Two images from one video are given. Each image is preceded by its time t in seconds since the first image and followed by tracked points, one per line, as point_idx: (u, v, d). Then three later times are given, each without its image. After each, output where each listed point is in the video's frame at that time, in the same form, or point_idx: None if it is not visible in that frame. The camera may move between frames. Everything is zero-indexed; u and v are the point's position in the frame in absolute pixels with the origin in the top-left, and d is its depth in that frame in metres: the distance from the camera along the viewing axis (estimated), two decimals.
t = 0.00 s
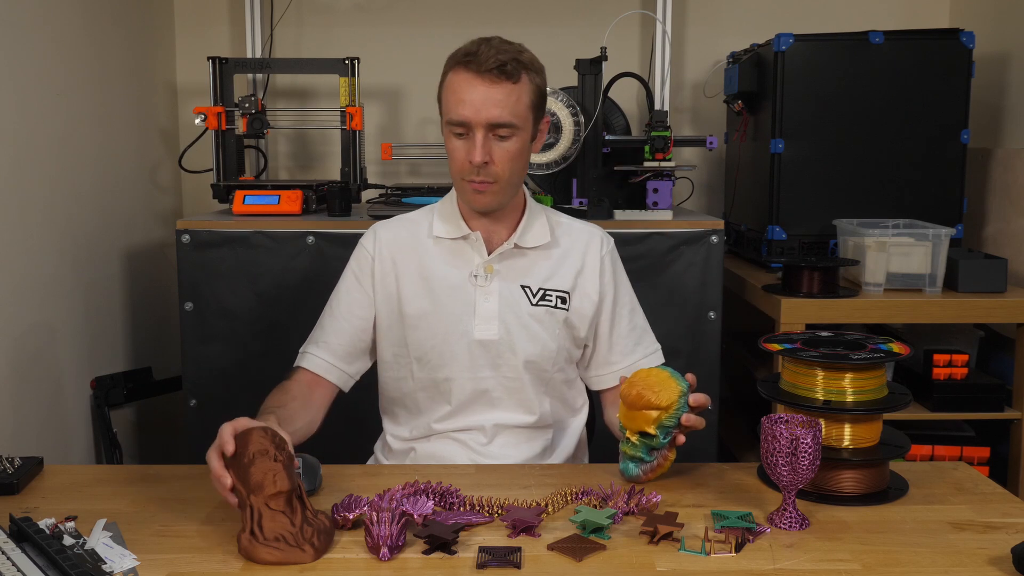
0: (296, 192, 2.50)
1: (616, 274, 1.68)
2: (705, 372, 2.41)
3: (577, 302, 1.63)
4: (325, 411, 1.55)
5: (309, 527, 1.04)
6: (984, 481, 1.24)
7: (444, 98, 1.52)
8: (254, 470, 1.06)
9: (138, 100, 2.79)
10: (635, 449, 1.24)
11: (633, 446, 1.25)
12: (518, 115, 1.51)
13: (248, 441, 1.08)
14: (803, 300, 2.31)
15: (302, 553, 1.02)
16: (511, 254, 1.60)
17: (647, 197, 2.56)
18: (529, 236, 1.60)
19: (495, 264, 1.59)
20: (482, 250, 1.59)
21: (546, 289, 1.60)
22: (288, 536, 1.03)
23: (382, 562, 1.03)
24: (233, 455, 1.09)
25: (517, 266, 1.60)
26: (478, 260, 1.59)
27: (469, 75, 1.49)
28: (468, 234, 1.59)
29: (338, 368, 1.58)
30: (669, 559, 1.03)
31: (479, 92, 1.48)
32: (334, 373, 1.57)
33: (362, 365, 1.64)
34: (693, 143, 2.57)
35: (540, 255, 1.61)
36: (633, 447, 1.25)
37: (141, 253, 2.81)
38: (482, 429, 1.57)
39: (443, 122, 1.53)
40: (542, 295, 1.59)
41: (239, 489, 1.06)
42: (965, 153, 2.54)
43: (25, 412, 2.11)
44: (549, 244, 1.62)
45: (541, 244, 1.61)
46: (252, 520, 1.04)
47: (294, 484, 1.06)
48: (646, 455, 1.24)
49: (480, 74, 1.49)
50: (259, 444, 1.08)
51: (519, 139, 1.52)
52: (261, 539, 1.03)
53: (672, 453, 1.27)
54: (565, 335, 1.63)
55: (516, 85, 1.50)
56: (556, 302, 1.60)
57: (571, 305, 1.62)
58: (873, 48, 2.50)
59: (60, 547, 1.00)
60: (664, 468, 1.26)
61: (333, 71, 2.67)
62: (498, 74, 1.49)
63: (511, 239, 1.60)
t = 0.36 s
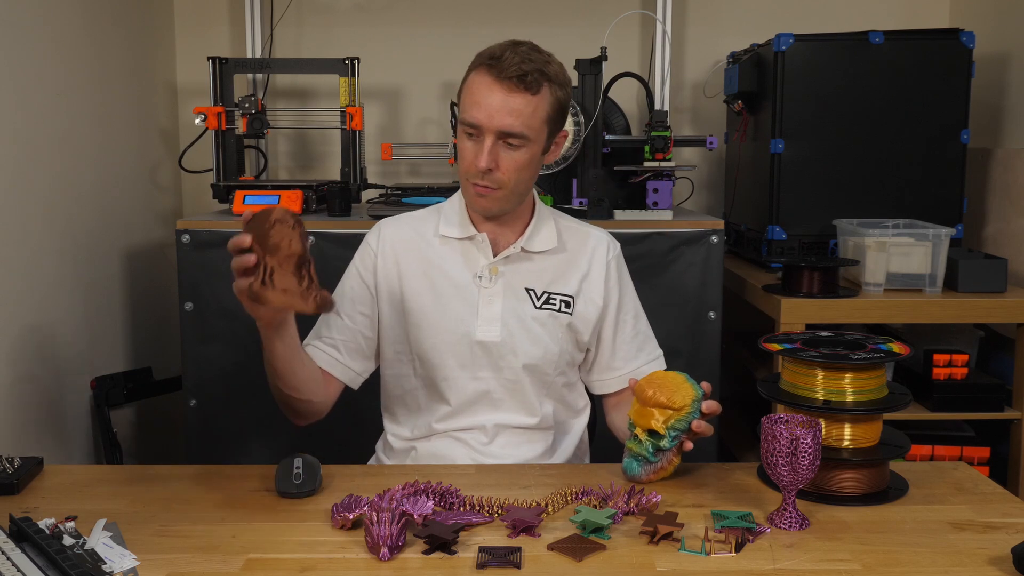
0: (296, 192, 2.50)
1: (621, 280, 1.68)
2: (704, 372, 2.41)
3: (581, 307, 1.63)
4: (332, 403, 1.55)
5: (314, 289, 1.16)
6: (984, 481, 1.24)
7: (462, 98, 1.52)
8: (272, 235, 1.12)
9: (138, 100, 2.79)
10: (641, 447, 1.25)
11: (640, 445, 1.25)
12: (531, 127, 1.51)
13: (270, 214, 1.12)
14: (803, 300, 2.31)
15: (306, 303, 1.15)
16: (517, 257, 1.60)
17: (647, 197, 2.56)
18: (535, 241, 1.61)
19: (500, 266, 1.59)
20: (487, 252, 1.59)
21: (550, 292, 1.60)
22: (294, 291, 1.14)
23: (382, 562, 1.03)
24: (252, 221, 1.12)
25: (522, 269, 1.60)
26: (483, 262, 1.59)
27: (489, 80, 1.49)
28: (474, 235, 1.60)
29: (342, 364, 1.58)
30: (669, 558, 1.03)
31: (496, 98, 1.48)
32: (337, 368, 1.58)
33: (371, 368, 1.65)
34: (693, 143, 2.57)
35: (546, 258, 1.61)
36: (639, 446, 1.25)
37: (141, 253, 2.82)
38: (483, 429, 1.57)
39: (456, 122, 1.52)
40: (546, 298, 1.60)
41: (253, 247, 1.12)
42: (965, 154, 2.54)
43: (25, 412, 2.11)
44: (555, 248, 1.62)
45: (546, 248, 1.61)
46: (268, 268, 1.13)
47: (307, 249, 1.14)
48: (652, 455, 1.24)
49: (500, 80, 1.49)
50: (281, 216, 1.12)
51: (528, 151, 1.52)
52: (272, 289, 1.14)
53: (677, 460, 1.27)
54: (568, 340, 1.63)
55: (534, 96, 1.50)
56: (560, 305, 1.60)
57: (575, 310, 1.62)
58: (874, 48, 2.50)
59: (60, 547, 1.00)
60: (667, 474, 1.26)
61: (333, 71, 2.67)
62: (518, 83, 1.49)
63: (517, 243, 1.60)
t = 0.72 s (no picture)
0: (296, 192, 2.50)
1: (622, 280, 1.68)
2: (704, 372, 2.41)
3: (582, 307, 1.63)
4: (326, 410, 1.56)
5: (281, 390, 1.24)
6: (984, 481, 1.24)
7: (465, 100, 1.52)
8: (242, 338, 1.17)
9: (138, 100, 2.79)
10: (647, 447, 1.24)
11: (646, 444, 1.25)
12: (537, 126, 1.51)
13: (241, 308, 1.18)
14: (803, 300, 2.31)
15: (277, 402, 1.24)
16: (518, 258, 1.60)
17: (647, 197, 2.56)
18: (537, 241, 1.60)
19: (502, 267, 1.59)
20: (489, 253, 1.59)
21: (551, 293, 1.60)
22: (264, 391, 1.22)
23: (382, 562, 1.03)
24: (223, 315, 1.17)
25: (523, 270, 1.59)
26: (485, 262, 1.59)
27: (492, 81, 1.48)
28: (475, 235, 1.59)
29: (343, 366, 1.59)
30: (669, 558, 1.03)
31: (501, 100, 1.47)
32: (338, 370, 1.59)
33: (374, 370, 1.66)
34: (693, 143, 2.57)
35: (547, 259, 1.61)
36: (645, 445, 1.25)
37: (141, 253, 2.82)
38: (484, 428, 1.57)
39: (461, 125, 1.52)
40: (547, 299, 1.60)
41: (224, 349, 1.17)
42: (965, 154, 2.54)
43: (25, 412, 2.11)
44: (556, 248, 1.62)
45: (548, 248, 1.61)
46: (233, 377, 1.19)
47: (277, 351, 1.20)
48: (656, 455, 1.23)
49: (503, 81, 1.48)
50: (250, 311, 1.18)
51: (535, 150, 1.52)
52: (236, 398, 1.20)
53: (681, 464, 1.26)
54: (569, 340, 1.62)
55: (539, 95, 1.50)
56: (561, 306, 1.60)
57: (576, 310, 1.62)
58: (874, 48, 2.50)
59: (60, 547, 1.00)
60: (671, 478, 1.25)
61: (333, 71, 2.66)
62: (522, 83, 1.48)
63: (519, 243, 1.60)
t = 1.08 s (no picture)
0: (296, 192, 2.50)
1: (617, 275, 1.68)
2: (704, 372, 2.41)
3: (579, 304, 1.63)
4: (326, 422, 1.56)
5: (268, 502, 1.08)
6: (984, 481, 1.24)
7: (442, 112, 1.49)
8: (218, 446, 1.07)
9: (138, 100, 2.79)
10: (653, 445, 1.24)
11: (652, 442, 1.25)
12: (519, 129, 1.49)
13: (218, 417, 1.09)
14: (803, 300, 2.31)
15: (261, 526, 1.07)
16: (512, 259, 1.59)
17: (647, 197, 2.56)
18: (531, 240, 1.60)
19: (496, 269, 1.59)
20: (482, 255, 1.58)
21: (547, 292, 1.60)
22: (247, 510, 1.07)
23: (382, 562, 1.03)
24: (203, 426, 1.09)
25: (518, 270, 1.59)
26: (479, 265, 1.59)
27: (467, 91, 1.46)
28: (468, 239, 1.59)
29: (343, 377, 1.60)
30: (669, 559, 1.03)
31: (478, 108, 1.45)
32: (338, 382, 1.59)
33: (377, 380, 1.66)
34: (693, 143, 2.57)
35: (542, 258, 1.61)
36: (651, 443, 1.25)
37: (141, 253, 2.82)
38: (483, 430, 1.58)
39: (442, 136, 1.50)
40: (543, 298, 1.60)
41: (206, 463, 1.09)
42: (965, 153, 2.54)
43: (25, 412, 2.11)
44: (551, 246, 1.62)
45: (543, 247, 1.61)
46: (218, 491, 1.09)
47: (258, 460, 1.09)
48: (661, 454, 1.23)
49: (479, 89, 1.45)
50: (228, 420, 1.08)
51: (519, 152, 1.50)
52: (222, 513, 1.07)
53: (686, 464, 1.26)
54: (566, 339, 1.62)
55: (516, 98, 1.47)
56: (557, 305, 1.60)
57: (573, 308, 1.62)
58: (873, 48, 2.50)
59: (60, 547, 1.00)
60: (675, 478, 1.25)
61: (333, 71, 2.66)
62: (498, 89, 1.46)
63: (512, 244, 1.60)
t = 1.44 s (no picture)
0: (296, 192, 2.50)
1: (614, 273, 1.68)
2: (704, 372, 2.41)
3: (575, 304, 1.63)
4: (327, 425, 1.57)
5: (271, 512, 1.08)
6: (984, 481, 1.24)
7: (429, 115, 1.49)
8: (222, 453, 1.08)
9: (139, 100, 2.79)
10: (666, 448, 1.23)
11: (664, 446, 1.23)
12: (506, 129, 1.48)
13: (223, 426, 1.10)
14: (803, 301, 2.31)
15: (262, 536, 1.06)
16: (508, 259, 1.59)
17: (647, 197, 2.56)
18: (525, 240, 1.60)
19: (491, 269, 1.59)
20: (478, 256, 1.59)
21: (543, 292, 1.60)
22: (250, 518, 1.07)
23: (382, 562, 1.03)
24: (208, 435, 1.11)
25: (513, 271, 1.59)
26: (474, 266, 1.59)
27: (453, 94, 1.46)
28: (463, 240, 1.59)
29: (343, 381, 1.59)
30: (669, 558, 1.03)
31: (464, 110, 1.45)
32: (337, 385, 1.59)
33: (378, 383, 1.66)
34: (693, 143, 2.57)
35: (537, 258, 1.61)
36: (665, 446, 1.23)
37: (141, 253, 2.82)
38: (481, 430, 1.58)
39: (430, 140, 1.50)
40: (539, 298, 1.59)
41: (210, 471, 1.10)
42: (965, 153, 2.54)
43: (26, 412, 2.11)
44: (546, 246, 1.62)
45: (538, 247, 1.61)
46: (221, 499, 1.08)
47: (262, 469, 1.10)
48: (677, 456, 1.21)
49: (465, 91, 1.45)
50: (234, 429, 1.10)
51: (507, 152, 1.50)
52: (224, 521, 1.07)
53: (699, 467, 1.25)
54: (563, 339, 1.62)
55: (502, 98, 1.47)
56: (554, 304, 1.60)
57: (569, 308, 1.62)
58: (873, 48, 2.50)
59: (60, 547, 1.00)
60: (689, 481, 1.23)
61: (333, 71, 2.67)
62: (483, 90, 1.46)
63: (506, 244, 1.60)
